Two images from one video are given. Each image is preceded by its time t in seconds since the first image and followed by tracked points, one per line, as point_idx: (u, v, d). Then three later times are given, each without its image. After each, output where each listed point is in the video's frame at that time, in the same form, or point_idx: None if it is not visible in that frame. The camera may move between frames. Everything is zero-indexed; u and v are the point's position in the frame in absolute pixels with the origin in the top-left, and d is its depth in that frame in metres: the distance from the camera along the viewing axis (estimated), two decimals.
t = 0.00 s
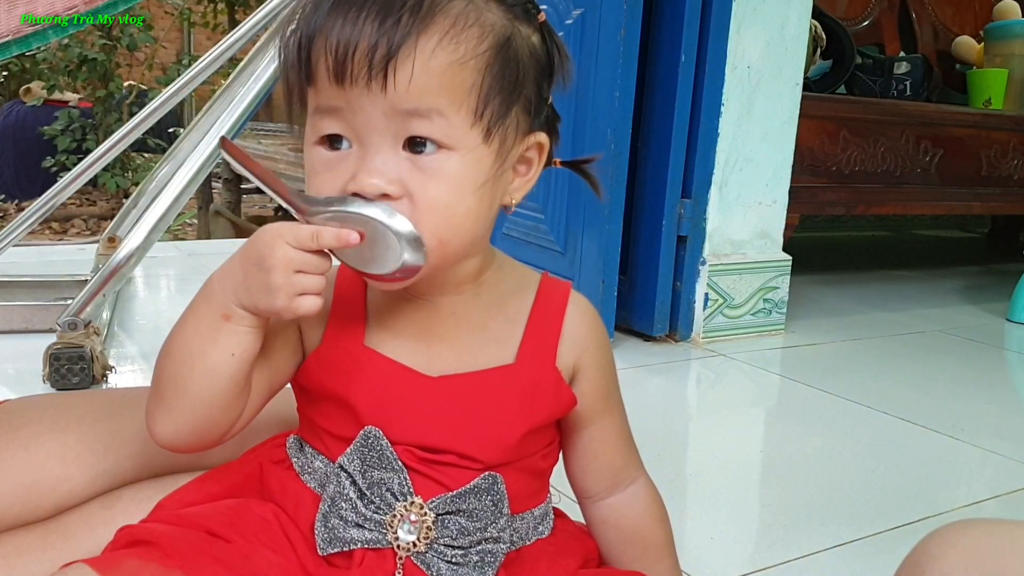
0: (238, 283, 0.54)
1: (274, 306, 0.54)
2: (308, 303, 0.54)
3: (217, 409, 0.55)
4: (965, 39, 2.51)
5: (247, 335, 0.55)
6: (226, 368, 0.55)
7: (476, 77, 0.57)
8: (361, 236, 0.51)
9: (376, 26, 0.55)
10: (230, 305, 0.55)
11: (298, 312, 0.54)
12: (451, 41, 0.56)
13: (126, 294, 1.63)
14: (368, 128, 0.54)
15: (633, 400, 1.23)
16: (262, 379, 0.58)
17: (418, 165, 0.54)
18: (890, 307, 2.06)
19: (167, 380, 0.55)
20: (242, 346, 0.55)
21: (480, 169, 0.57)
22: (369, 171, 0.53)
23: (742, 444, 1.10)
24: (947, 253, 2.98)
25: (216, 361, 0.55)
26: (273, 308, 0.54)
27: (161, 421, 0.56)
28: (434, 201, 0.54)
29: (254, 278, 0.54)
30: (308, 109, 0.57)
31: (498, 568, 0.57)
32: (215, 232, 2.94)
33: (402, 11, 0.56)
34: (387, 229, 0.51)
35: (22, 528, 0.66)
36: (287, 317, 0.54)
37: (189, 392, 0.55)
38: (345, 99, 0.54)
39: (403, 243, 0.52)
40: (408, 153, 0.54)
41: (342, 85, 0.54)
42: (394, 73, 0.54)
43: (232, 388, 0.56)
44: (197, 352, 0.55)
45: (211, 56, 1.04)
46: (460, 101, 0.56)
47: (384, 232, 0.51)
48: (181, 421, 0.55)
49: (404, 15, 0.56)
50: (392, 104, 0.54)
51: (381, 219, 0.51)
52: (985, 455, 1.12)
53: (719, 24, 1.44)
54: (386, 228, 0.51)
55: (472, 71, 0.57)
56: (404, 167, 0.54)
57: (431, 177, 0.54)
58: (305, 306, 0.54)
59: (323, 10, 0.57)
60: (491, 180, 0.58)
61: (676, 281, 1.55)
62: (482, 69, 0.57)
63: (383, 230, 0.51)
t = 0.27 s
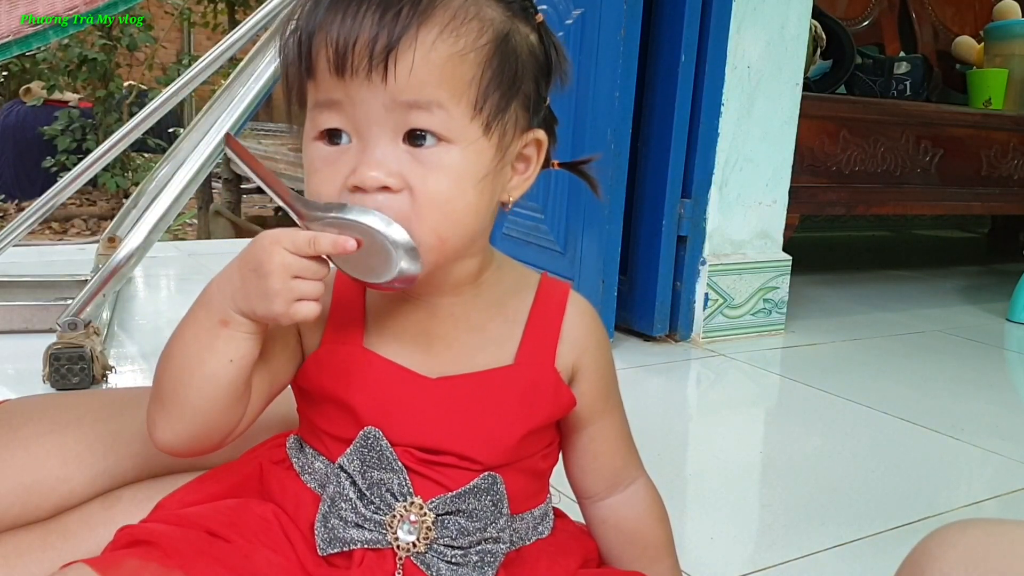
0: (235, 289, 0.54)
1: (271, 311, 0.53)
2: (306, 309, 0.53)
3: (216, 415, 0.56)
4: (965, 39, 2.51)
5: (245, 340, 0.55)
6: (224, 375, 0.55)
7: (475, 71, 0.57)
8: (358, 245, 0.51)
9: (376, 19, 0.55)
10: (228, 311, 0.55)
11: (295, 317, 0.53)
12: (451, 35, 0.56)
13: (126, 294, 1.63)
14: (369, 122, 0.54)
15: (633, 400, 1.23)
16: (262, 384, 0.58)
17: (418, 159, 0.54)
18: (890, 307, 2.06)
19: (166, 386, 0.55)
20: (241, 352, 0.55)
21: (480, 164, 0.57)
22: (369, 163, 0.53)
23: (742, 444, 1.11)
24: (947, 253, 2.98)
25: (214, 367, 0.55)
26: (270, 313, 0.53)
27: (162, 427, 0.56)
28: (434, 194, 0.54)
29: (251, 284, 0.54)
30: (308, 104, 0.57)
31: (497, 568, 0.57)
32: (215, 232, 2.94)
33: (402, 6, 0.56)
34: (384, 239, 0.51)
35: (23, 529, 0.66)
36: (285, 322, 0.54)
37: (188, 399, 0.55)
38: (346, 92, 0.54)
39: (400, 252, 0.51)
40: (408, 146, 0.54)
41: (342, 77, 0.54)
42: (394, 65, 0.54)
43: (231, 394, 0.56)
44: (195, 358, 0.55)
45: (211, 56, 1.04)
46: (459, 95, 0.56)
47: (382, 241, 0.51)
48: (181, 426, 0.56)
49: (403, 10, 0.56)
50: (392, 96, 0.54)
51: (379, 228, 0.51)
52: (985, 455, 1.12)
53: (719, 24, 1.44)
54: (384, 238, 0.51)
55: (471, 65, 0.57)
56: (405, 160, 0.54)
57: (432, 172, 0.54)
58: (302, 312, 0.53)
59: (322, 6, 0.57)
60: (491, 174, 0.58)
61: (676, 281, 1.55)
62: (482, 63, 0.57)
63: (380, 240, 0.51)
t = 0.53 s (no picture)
0: (236, 293, 0.54)
1: (271, 313, 0.53)
2: (305, 312, 0.53)
3: (215, 416, 0.56)
4: (965, 39, 2.51)
5: (245, 342, 0.55)
6: (223, 376, 0.55)
7: (478, 66, 0.57)
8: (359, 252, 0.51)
9: (380, 14, 0.55)
10: (227, 312, 0.55)
11: (294, 320, 0.53)
12: (455, 29, 0.57)
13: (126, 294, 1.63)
14: (373, 114, 0.54)
15: (633, 400, 1.23)
16: (259, 386, 0.58)
17: (421, 151, 0.54)
18: (890, 307, 2.06)
19: (165, 387, 0.56)
20: (240, 354, 0.55)
21: (483, 159, 0.57)
22: (373, 156, 0.53)
23: (742, 444, 1.11)
24: (947, 253, 2.98)
25: (213, 368, 0.55)
26: (270, 315, 0.53)
27: (160, 428, 0.56)
28: (438, 188, 0.54)
29: (252, 287, 0.54)
30: (311, 98, 0.57)
31: (498, 567, 0.57)
32: (215, 232, 2.94)
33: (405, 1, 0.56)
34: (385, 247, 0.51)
35: (23, 529, 0.66)
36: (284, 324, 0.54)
37: (187, 400, 0.55)
38: (350, 85, 0.54)
39: (400, 261, 0.51)
40: (412, 139, 0.54)
41: (347, 69, 0.54)
42: (399, 58, 0.54)
43: (230, 396, 0.56)
44: (194, 359, 0.55)
45: (211, 56, 1.04)
46: (463, 88, 0.56)
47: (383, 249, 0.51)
48: (180, 427, 0.56)
49: (406, 5, 0.56)
50: (397, 89, 0.54)
51: (379, 236, 0.51)
52: (985, 455, 1.12)
53: (720, 24, 1.44)
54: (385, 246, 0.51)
55: (474, 60, 0.57)
56: (409, 153, 0.53)
57: (435, 165, 0.54)
58: (301, 314, 0.53)
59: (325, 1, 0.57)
60: (493, 170, 0.58)
61: (676, 281, 1.55)
62: (485, 58, 0.58)
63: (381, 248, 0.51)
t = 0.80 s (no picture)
0: (238, 300, 0.54)
1: (272, 320, 0.53)
2: (306, 320, 0.53)
3: (215, 422, 0.56)
4: (965, 39, 2.51)
5: (246, 349, 0.55)
6: (223, 383, 0.55)
7: (479, 67, 0.57)
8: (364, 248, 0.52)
9: (383, 12, 0.55)
10: (228, 319, 0.55)
11: (295, 328, 0.53)
12: (457, 29, 0.57)
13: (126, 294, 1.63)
14: (374, 112, 0.54)
15: (633, 400, 1.23)
16: (259, 391, 0.59)
17: (422, 149, 0.54)
18: (890, 307, 2.06)
19: (166, 392, 0.56)
20: (240, 361, 0.55)
21: (484, 159, 0.57)
22: (373, 153, 0.53)
23: (742, 444, 1.11)
24: (947, 253, 2.98)
25: (214, 375, 0.55)
26: (271, 322, 0.53)
27: (160, 431, 0.56)
28: (438, 185, 0.54)
29: (255, 294, 0.54)
30: (313, 96, 0.57)
31: (497, 566, 0.57)
32: (215, 232, 2.94)
33: None
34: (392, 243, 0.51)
35: (23, 528, 0.66)
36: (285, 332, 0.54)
37: (187, 406, 0.55)
38: (352, 82, 0.54)
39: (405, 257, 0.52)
40: (412, 138, 0.54)
41: (349, 66, 0.55)
42: (401, 57, 0.55)
43: (230, 402, 0.56)
44: (195, 366, 0.55)
45: (211, 56, 1.04)
46: (464, 88, 0.56)
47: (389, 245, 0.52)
48: (180, 432, 0.56)
49: (409, 4, 0.56)
50: (399, 87, 0.54)
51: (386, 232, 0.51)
52: (985, 455, 1.12)
53: (720, 24, 1.44)
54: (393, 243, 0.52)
55: (476, 60, 0.57)
56: (410, 151, 0.54)
57: (434, 163, 0.54)
58: (303, 322, 0.53)
59: None
60: (494, 169, 0.58)
61: (676, 281, 1.55)
62: (487, 59, 0.58)
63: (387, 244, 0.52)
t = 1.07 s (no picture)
0: (234, 317, 0.54)
1: (267, 337, 0.53)
2: (301, 336, 0.53)
3: (210, 439, 0.56)
4: (965, 39, 2.51)
5: (239, 369, 0.55)
6: (217, 403, 0.55)
7: (474, 68, 0.57)
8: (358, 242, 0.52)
9: (377, 13, 0.55)
10: (222, 337, 0.55)
11: (290, 344, 0.53)
12: (451, 29, 0.56)
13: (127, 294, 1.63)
14: (368, 114, 0.54)
15: (633, 400, 1.23)
16: (257, 404, 0.59)
17: (414, 154, 0.54)
18: (890, 307, 2.06)
19: (163, 407, 0.56)
20: (232, 381, 0.55)
21: (477, 161, 0.57)
22: (365, 155, 0.53)
23: (742, 444, 1.11)
24: (947, 253, 2.98)
25: (207, 395, 0.55)
26: (266, 339, 0.53)
27: (159, 445, 0.57)
28: (428, 190, 0.54)
29: (250, 309, 0.54)
30: (311, 98, 0.57)
31: (497, 566, 0.57)
32: (215, 232, 2.94)
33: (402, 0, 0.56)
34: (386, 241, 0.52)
35: (23, 529, 0.66)
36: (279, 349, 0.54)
37: (182, 424, 0.55)
38: (346, 85, 0.55)
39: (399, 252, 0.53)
40: (405, 141, 0.54)
41: (343, 68, 0.55)
42: (393, 59, 0.54)
43: (224, 421, 0.56)
44: (188, 385, 0.55)
45: (211, 56, 1.04)
46: (458, 91, 0.56)
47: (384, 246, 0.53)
48: (177, 448, 0.56)
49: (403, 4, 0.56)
50: (391, 90, 0.54)
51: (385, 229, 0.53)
52: (985, 455, 1.12)
53: (720, 24, 1.44)
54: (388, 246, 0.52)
55: (470, 61, 0.57)
56: (402, 155, 0.54)
57: (428, 169, 0.54)
58: (297, 338, 0.53)
59: None
60: (488, 171, 0.58)
61: (676, 281, 1.55)
62: (481, 60, 0.57)
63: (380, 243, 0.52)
